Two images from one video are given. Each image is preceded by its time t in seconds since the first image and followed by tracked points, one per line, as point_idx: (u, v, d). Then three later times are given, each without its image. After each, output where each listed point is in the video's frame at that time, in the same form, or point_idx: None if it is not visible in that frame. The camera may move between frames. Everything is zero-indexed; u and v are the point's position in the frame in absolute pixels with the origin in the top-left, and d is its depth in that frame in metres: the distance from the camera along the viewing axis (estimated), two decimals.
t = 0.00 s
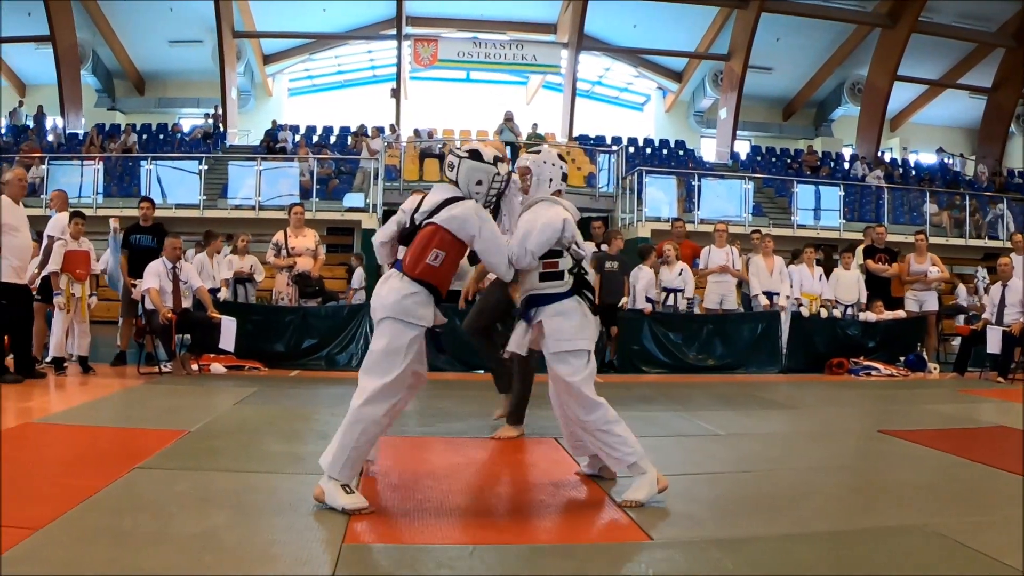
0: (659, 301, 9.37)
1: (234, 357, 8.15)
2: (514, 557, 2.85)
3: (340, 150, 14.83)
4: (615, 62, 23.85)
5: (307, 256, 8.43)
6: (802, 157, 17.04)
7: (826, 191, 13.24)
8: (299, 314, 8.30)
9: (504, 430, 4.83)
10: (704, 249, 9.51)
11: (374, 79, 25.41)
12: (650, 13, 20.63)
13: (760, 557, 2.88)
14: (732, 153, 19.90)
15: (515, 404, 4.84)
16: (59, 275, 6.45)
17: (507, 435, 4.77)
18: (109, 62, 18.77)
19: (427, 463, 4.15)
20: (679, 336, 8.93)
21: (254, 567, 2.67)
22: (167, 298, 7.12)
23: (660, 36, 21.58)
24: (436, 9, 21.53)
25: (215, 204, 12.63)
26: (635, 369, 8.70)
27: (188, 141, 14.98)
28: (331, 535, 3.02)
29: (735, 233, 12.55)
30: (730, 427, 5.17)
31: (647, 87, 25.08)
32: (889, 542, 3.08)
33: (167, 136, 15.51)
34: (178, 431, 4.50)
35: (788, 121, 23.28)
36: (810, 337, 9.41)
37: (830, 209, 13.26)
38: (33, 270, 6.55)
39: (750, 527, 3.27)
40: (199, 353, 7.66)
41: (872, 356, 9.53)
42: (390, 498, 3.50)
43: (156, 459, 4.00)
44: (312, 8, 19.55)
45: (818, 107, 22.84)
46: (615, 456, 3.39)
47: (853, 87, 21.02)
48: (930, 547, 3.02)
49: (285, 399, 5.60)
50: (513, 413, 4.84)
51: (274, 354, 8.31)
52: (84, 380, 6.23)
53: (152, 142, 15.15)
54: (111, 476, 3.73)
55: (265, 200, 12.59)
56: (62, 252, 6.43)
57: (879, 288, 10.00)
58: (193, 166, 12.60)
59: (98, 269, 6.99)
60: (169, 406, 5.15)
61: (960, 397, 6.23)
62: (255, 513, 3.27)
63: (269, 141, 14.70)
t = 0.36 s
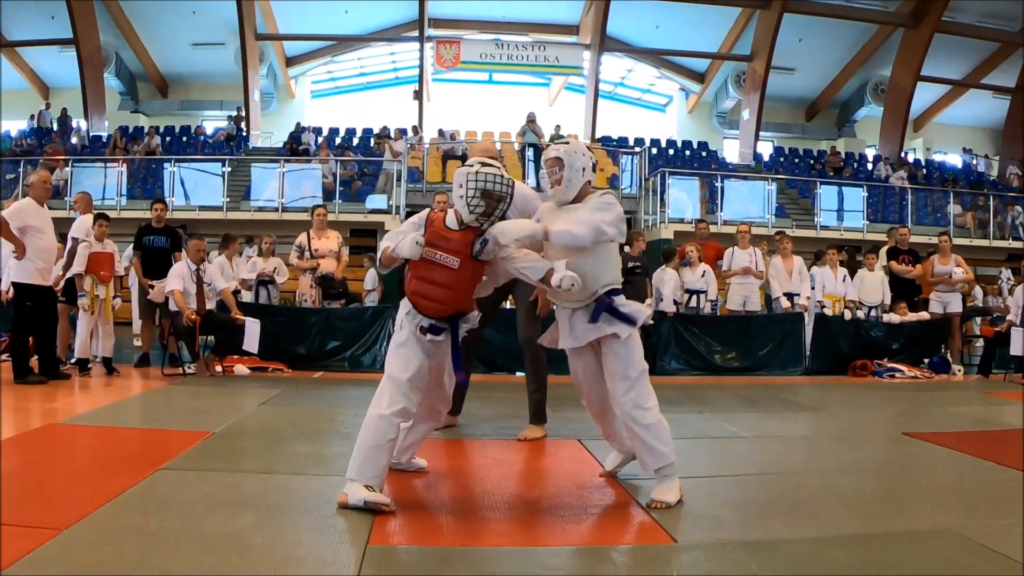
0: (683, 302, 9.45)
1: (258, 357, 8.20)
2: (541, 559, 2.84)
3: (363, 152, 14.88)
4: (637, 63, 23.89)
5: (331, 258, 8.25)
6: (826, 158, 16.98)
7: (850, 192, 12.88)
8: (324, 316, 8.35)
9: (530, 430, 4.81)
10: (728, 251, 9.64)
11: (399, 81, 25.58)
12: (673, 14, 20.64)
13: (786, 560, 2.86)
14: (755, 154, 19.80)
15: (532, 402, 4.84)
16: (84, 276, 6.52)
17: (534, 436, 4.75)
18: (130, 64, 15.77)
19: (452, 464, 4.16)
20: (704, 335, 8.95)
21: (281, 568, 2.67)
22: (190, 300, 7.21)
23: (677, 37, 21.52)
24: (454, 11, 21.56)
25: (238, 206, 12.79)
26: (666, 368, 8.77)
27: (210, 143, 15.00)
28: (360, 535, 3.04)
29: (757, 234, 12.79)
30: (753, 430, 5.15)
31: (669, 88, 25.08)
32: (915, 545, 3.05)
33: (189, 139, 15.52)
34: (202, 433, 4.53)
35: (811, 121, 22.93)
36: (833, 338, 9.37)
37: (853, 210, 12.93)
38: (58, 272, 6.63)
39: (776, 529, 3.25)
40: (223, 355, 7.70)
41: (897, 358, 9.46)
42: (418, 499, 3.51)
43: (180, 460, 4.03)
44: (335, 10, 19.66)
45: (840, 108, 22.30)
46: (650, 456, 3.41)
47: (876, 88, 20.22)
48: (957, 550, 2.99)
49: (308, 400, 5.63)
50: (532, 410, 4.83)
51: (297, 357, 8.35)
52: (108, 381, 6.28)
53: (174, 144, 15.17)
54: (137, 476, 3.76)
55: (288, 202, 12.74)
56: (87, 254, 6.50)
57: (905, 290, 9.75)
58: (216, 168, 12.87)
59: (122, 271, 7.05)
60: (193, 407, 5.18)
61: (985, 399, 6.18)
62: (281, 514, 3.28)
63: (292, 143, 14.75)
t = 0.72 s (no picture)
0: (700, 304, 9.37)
1: (276, 359, 8.22)
2: (557, 561, 2.82)
3: (381, 154, 14.92)
4: (655, 65, 23.93)
5: (349, 259, 8.54)
6: (844, 159, 16.94)
7: (869, 194, 13.13)
8: (341, 317, 8.36)
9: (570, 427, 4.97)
10: (747, 253, 9.62)
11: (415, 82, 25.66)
12: (694, 16, 20.65)
13: (804, 562, 2.83)
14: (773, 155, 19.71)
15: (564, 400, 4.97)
16: (102, 277, 6.52)
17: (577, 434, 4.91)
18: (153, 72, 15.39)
19: (468, 466, 4.15)
20: (722, 334, 8.93)
21: (297, 570, 2.67)
22: (209, 301, 7.24)
23: (689, 38, 21.49)
24: (468, 12, 21.58)
25: (257, 207, 12.88)
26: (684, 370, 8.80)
27: (229, 145, 15.00)
28: (375, 536, 3.03)
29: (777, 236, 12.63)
30: (770, 432, 5.13)
31: (688, 90, 25.12)
32: (935, 548, 3.02)
33: (209, 141, 15.52)
34: (218, 433, 4.55)
35: (830, 123, 22.75)
36: (850, 340, 9.30)
37: (872, 212, 13.19)
38: (76, 273, 6.63)
39: (793, 532, 3.22)
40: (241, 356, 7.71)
41: (916, 360, 9.42)
42: (432, 501, 3.51)
43: (196, 460, 4.03)
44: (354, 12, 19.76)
45: (858, 109, 22.20)
46: (633, 456, 3.36)
47: (895, 88, 20.39)
48: (977, 554, 2.95)
49: (324, 402, 5.64)
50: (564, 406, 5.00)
51: (315, 358, 8.39)
52: (126, 382, 6.30)
53: (193, 146, 15.17)
54: (154, 476, 3.76)
55: (307, 203, 12.86)
56: (105, 255, 6.49)
57: (922, 292, 9.77)
58: (235, 170, 12.72)
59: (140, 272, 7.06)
60: (211, 408, 5.20)
61: (1004, 401, 6.14)
62: (296, 515, 3.27)
63: (311, 144, 14.81)
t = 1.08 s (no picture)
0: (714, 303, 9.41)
1: (290, 358, 8.25)
2: (570, 561, 2.81)
3: (395, 154, 14.94)
4: (669, 64, 23.90)
5: (362, 259, 8.52)
6: (858, 159, 16.89)
7: (882, 193, 13.04)
8: (355, 317, 8.38)
9: (583, 426, 4.95)
10: (760, 253, 9.70)
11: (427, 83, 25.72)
12: (706, 15, 20.60)
13: (819, 563, 2.82)
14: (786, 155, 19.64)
15: (578, 399, 4.97)
16: (116, 277, 6.56)
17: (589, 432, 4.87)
18: (164, 66, 17.41)
19: (482, 465, 4.15)
20: (737, 337, 8.93)
21: (311, 569, 2.66)
22: (222, 301, 7.28)
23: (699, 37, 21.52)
24: (480, 12, 21.58)
25: (270, 207, 12.87)
26: (697, 370, 8.74)
27: (243, 146, 15.02)
28: (390, 536, 3.03)
29: (790, 236, 12.74)
30: (783, 433, 5.11)
31: (701, 89, 25.08)
32: (951, 549, 2.99)
33: (222, 141, 15.52)
34: (232, 433, 4.56)
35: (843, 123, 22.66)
36: (864, 341, 9.31)
37: (886, 211, 13.04)
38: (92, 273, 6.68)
39: (808, 533, 3.20)
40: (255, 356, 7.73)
41: (929, 361, 9.40)
42: (450, 501, 3.51)
43: (210, 459, 4.04)
44: (367, 13, 19.76)
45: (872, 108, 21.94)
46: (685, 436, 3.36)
47: (909, 88, 20.14)
48: (995, 554, 2.92)
49: (338, 401, 5.66)
50: (578, 405, 4.99)
51: (329, 357, 8.40)
52: (139, 381, 6.31)
53: (208, 147, 15.17)
54: (169, 475, 3.77)
55: (320, 203, 12.92)
56: (120, 255, 6.56)
57: (936, 293, 9.90)
58: (248, 170, 12.79)
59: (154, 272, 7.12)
60: (225, 407, 5.22)
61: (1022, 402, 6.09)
62: (310, 514, 3.26)
63: (324, 144, 14.83)
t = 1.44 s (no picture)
0: (725, 302, 9.39)
1: (301, 358, 8.27)
2: (583, 560, 2.81)
3: (405, 153, 14.99)
4: (679, 63, 23.90)
5: (373, 258, 8.55)
6: (869, 157, 16.87)
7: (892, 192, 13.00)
8: (365, 316, 8.39)
9: (595, 425, 4.97)
10: (771, 251, 9.65)
11: (437, 82, 25.74)
12: (715, 14, 20.59)
13: (831, 562, 2.81)
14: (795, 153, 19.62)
15: (591, 397, 5.01)
16: (127, 276, 6.58)
17: (602, 433, 4.88)
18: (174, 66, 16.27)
19: (493, 464, 4.16)
20: (747, 335, 8.95)
21: (325, 568, 2.68)
22: (233, 300, 7.28)
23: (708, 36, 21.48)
24: (490, 11, 21.60)
25: (280, 207, 12.95)
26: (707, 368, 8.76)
27: (253, 145, 15.08)
28: (403, 535, 3.04)
29: (801, 234, 13.13)
30: (797, 433, 5.10)
31: (711, 88, 25.08)
32: (964, 547, 2.99)
33: (233, 140, 15.56)
34: (244, 432, 4.56)
35: (854, 121, 22.71)
36: (875, 340, 9.32)
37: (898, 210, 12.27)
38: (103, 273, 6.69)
39: (820, 533, 3.20)
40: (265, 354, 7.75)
41: (941, 360, 9.41)
42: (462, 500, 3.52)
43: (222, 458, 4.05)
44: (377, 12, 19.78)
45: (882, 108, 21.84)
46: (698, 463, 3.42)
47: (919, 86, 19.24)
48: (1007, 553, 2.91)
49: (350, 400, 5.67)
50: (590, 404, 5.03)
51: (339, 357, 8.42)
52: (151, 381, 6.32)
53: (219, 146, 15.22)
54: (181, 475, 3.77)
55: (331, 202, 12.95)
56: (130, 254, 6.57)
57: (948, 293, 9.66)
58: (259, 169, 12.90)
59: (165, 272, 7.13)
60: (237, 406, 5.22)
61: None
62: (322, 513, 3.27)
63: (335, 144, 14.88)
